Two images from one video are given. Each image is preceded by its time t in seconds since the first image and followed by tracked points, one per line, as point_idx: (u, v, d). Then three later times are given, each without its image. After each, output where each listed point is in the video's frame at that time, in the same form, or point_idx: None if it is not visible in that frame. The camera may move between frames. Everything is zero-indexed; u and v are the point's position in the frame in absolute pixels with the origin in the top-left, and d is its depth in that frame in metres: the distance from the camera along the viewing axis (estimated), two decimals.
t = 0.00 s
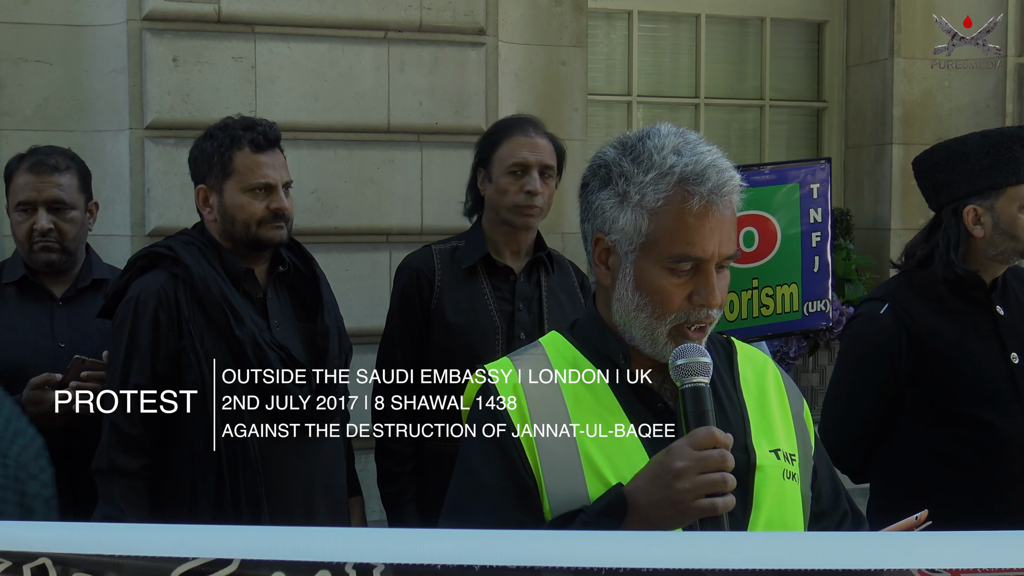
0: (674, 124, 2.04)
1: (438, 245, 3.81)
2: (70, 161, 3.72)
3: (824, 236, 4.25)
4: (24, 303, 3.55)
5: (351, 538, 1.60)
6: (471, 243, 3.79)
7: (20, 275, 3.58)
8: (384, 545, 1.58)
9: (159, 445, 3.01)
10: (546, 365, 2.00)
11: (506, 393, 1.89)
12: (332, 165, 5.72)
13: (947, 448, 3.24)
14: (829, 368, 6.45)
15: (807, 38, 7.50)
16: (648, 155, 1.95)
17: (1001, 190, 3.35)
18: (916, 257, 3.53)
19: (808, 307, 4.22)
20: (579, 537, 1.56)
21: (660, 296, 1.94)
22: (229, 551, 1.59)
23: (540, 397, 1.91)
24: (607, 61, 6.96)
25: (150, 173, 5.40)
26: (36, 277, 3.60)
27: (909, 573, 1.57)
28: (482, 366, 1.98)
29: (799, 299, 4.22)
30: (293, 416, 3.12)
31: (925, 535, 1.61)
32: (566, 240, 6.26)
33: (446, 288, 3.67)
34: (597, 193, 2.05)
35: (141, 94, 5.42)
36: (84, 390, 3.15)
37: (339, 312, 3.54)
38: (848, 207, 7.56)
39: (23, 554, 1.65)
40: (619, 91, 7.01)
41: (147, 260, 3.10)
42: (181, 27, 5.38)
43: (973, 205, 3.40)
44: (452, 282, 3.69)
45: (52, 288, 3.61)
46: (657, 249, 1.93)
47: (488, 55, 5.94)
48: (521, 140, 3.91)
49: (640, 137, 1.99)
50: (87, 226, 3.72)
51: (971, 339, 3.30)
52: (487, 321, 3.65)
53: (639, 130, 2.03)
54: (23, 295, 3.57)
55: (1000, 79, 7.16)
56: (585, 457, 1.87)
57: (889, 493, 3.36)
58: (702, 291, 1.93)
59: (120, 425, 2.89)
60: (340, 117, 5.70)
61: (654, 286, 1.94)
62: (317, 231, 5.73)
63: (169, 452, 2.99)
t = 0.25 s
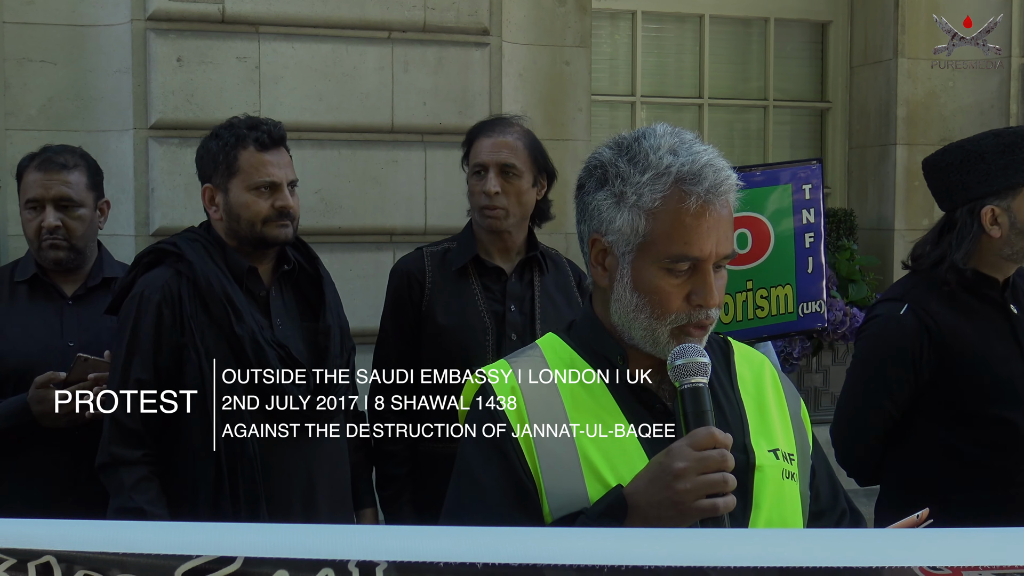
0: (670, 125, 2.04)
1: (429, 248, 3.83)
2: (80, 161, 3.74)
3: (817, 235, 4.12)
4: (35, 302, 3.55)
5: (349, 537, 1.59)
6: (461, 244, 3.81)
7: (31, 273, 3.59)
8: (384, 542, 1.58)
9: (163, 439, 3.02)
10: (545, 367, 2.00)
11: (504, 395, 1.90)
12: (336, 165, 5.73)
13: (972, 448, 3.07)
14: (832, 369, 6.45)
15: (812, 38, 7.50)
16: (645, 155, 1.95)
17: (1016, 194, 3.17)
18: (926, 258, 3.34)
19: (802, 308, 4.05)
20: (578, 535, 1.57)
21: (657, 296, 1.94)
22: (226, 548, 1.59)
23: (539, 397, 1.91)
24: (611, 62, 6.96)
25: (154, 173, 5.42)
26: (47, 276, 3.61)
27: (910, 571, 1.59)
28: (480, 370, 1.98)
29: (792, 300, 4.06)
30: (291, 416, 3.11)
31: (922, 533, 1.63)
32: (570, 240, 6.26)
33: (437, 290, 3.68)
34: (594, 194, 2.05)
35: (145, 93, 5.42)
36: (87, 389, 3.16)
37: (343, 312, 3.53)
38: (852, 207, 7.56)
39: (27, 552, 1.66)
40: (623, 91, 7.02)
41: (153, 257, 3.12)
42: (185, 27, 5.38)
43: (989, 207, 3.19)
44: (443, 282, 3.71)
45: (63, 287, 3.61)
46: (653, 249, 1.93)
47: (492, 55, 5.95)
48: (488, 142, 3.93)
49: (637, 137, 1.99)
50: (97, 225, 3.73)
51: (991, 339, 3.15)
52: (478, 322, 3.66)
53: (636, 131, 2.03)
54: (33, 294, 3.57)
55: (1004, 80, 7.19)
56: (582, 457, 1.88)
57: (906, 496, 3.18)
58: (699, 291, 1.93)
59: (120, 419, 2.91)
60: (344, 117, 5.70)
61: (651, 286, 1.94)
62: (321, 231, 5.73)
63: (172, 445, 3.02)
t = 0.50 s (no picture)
0: (665, 124, 2.04)
1: (418, 250, 3.86)
2: (89, 159, 3.73)
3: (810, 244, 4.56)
4: (43, 302, 3.55)
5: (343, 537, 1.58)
6: (448, 245, 3.82)
7: (38, 272, 3.58)
8: (382, 541, 1.58)
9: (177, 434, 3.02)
10: (539, 368, 1.99)
11: (500, 396, 1.89)
12: (338, 165, 5.73)
13: (985, 443, 3.04)
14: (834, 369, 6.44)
15: (814, 39, 7.50)
16: (640, 154, 1.95)
17: None
18: (940, 255, 3.31)
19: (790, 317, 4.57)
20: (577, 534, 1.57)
21: (652, 295, 1.94)
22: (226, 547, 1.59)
23: (535, 398, 1.91)
24: (613, 62, 6.96)
25: (156, 174, 5.42)
26: (54, 275, 3.61)
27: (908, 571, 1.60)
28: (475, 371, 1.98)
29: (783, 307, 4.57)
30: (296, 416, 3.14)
31: (920, 532, 1.64)
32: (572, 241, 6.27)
33: (425, 293, 3.71)
34: (588, 194, 2.05)
35: (147, 94, 5.43)
36: (87, 389, 3.16)
37: (346, 311, 3.55)
38: (854, 208, 7.55)
39: (28, 550, 1.66)
40: (625, 92, 7.01)
41: (159, 253, 3.12)
42: (187, 27, 5.39)
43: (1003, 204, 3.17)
44: (430, 286, 3.73)
45: (69, 286, 3.61)
46: (649, 248, 1.93)
47: (494, 55, 5.96)
48: (476, 142, 3.93)
49: (632, 136, 1.99)
50: (105, 223, 3.72)
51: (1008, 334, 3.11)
52: (464, 327, 3.67)
53: (630, 130, 2.03)
54: (40, 293, 3.57)
55: (1007, 80, 7.19)
56: (579, 457, 1.88)
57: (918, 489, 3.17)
58: (694, 291, 1.94)
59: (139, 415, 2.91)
60: (347, 117, 5.70)
61: (646, 285, 1.94)
62: (323, 231, 5.73)
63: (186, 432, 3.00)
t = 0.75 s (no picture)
0: (658, 125, 2.04)
1: (404, 259, 3.88)
2: (95, 160, 3.75)
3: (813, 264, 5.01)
4: (47, 302, 3.55)
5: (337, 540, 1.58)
6: (433, 253, 3.84)
7: (43, 273, 3.59)
8: (377, 541, 1.58)
9: (182, 438, 3.04)
10: (534, 370, 2.00)
11: (498, 406, 1.89)
12: (338, 165, 5.73)
13: (993, 439, 3.07)
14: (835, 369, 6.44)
15: (814, 39, 7.50)
16: (633, 155, 1.96)
17: None
18: (956, 253, 3.33)
19: (791, 333, 5.01)
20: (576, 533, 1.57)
21: (644, 297, 1.94)
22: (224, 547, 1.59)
23: (531, 400, 1.92)
24: (613, 63, 6.96)
25: (157, 174, 5.42)
26: (59, 275, 3.61)
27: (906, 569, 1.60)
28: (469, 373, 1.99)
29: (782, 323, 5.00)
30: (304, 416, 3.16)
31: (918, 531, 1.64)
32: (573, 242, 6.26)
33: (411, 301, 3.74)
34: (582, 194, 2.05)
35: (148, 94, 5.42)
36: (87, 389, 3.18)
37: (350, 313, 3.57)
38: (854, 208, 7.55)
39: (27, 551, 1.67)
40: (626, 92, 7.01)
41: (164, 255, 3.14)
42: (188, 28, 5.39)
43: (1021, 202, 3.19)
44: (416, 296, 3.74)
45: (74, 286, 3.62)
46: (641, 249, 1.94)
47: (494, 55, 5.96)
48: (462, 146, 3.91)
49: (625, 137, 2.00)
50: (111, 224, 3.73)
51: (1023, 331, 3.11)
52: (450, 335, 3.68)
53: (624, 131, 2.04)
54: (45, 293, 3.58)
55: (1007, 80, 7.19)
56: (575, 457, 1.88)
57: (927, 485, 3.22)
58: (688, 292, 1.94)
59: (141, 417, 2.91)
60: (347, 118, 5.71)
61: (639, 286, 1.95)
62: (324, 232, 5.73)
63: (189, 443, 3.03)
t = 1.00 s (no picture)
0: (655, 126, 2.04)
1: (400, 260, 3.90)
2: (98, 161, 3.75)
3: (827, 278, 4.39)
4: (49, 302, 3.56)
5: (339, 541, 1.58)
6: (430, 255, 3.87)
7: (45, 273, 3.59)
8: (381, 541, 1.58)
9: (176, 441, 3.04)
10: (531, 372, 2.00)
11: (494, 410, 1.89)
12: (339, 166, 5.73)
13: (1003, 439, 3.09)
14: (836, 369, 6.43)
15: (814, 39, 7.50)
16: (630, 156, 1.96)
17: None
18: (972, 254, 3.32)
19: (800, 347, 4.34)
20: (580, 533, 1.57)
21: (642, 297, 1.94)
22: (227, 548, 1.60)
23: (529, 401, 1.92)
24: (614, 63, 6.96)
25: (157, 175, 5.43)
26: (61, 275, 3.61)
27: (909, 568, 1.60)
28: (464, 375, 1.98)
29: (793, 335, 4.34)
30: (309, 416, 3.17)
31: (922, 530, 1.64)
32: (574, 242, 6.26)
33: (406, 303, 3.76)
34: (578, 195, 2.05)
35: (148, 95, 5.43)
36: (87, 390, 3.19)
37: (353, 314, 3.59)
38: (855, 208, 7.54)
39: (29, 553, 1.66)
40: (626, 92, 7.01)
41: (167, 257, 3.16)
42: (188, 29, 5.39)
43: None
44: (413, 295, 3.77)
45: (77, 287, 3.62)
46: (638, 250, 1.94)
47: (495, 56, 5.96)
48: (461, 147, 3.95)
49: (621, 137, 2.00)
50: (113, 225, 3.74)
51: None
52: (445, 337, 3.70)
53: (620, 131, 2.04)
54: (47, 294, 3.58)
55: (1008, 79, 7.18)
56: (574, 458, 1.88)
57: (935, 481, 3.25)
58: (685, 293, 1.94)
59: (139, 422, 2.91)
60: (347, 119, 5.71)
61: (637, 287, 1.95)
62: (324, 233, 5.73)
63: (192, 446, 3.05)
